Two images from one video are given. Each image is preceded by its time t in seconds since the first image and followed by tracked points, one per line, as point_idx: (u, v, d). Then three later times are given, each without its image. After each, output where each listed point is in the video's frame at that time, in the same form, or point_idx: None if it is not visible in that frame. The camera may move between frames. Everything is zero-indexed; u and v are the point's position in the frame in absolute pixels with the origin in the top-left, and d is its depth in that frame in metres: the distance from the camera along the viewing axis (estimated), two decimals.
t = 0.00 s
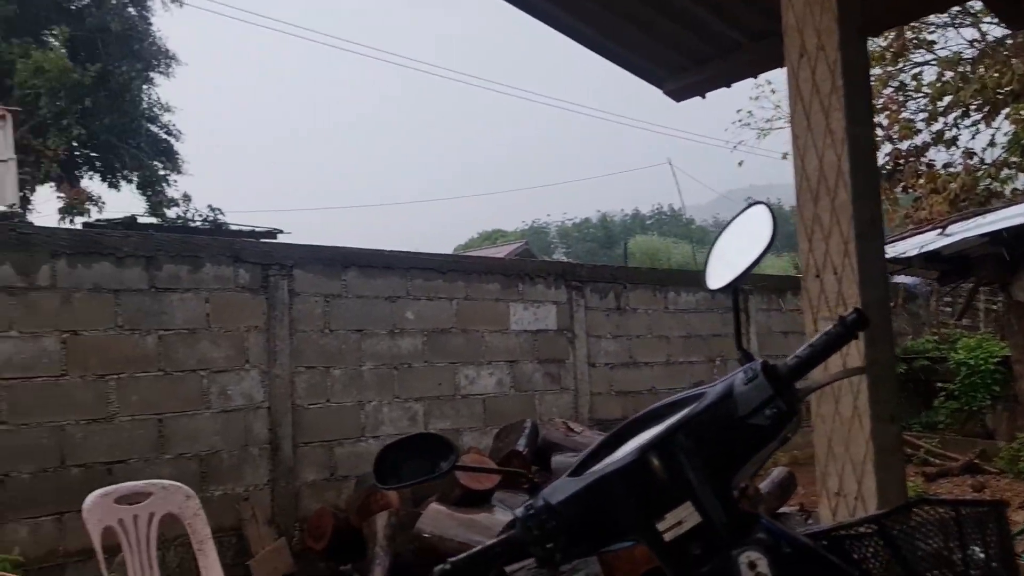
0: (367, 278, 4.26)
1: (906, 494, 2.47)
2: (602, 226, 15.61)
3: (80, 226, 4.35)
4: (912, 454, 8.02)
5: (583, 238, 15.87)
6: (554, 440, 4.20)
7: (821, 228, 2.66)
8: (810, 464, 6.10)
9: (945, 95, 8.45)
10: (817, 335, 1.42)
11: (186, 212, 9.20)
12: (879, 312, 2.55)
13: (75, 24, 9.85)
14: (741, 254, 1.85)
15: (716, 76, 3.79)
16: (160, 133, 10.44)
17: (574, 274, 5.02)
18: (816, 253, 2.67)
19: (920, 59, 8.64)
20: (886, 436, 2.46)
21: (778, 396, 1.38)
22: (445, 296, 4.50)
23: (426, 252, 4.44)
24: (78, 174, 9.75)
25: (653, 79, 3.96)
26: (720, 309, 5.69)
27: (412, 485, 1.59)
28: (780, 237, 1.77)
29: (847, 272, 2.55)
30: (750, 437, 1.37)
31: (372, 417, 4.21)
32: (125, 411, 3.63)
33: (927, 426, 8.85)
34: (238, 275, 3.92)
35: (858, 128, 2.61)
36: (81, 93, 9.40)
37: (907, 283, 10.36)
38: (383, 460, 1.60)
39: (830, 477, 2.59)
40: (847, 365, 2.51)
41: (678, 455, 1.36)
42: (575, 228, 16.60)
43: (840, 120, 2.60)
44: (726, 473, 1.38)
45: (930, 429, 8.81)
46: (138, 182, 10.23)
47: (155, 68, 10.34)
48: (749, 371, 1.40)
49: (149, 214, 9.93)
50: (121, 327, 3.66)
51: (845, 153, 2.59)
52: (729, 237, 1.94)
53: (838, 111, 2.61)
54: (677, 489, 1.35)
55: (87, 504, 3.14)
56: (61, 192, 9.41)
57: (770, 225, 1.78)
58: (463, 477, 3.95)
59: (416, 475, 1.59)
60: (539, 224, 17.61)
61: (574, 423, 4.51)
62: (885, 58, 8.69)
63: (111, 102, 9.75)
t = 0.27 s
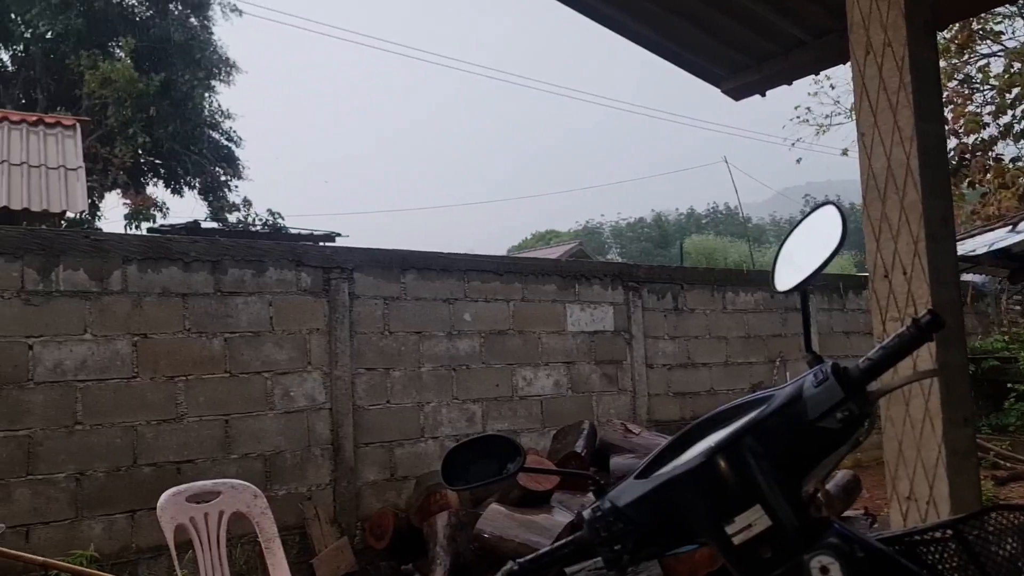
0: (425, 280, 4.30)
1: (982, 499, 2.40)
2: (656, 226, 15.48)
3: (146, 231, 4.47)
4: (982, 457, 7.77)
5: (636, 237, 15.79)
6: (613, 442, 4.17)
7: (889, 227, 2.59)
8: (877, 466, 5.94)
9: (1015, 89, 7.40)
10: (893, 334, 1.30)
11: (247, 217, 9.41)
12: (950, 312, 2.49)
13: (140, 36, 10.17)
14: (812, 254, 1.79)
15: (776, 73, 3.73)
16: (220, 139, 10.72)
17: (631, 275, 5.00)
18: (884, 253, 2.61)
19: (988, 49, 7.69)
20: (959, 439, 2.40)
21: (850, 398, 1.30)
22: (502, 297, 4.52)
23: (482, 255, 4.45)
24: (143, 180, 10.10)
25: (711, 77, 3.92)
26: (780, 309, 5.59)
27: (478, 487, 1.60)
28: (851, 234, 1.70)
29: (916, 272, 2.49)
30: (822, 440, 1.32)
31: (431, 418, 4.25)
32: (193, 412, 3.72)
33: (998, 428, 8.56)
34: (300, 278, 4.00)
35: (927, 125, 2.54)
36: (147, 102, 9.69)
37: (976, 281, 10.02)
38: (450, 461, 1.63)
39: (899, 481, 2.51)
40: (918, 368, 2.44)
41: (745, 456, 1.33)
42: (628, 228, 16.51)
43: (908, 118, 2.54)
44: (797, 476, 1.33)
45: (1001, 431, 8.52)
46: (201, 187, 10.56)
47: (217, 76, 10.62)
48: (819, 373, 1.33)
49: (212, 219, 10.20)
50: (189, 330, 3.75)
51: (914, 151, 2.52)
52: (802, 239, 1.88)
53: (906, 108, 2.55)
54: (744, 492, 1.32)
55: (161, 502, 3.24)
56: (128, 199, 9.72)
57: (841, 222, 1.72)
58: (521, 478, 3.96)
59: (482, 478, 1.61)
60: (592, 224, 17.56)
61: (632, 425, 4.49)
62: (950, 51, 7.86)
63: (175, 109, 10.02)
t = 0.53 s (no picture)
0: (453, 281, 4.32)
1: (1022, 501, 2.37)
2: (684, 225, 15.42)
3: (179, 233, 4.54)
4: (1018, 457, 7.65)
5: (663, 236, 15.76)
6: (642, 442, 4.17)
7: (923, 225, 2.56)
8: (910, 466, 5.87)
9: None
10: (930, 333, 1.28)
11: (277, 219, 9.55)
12: (987, 312, 2.46)
13: (172, 41, 10.34)
14: (843, 257, 1.77)
15: (806, 71, 3.70)
16: (250, 143, 10.91)
17: (659, 274, 4.99)
18: (918, 252, 2.58)
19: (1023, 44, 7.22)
20: (995, 440, 2.37)
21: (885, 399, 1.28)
22: (530, 297, 4.53)
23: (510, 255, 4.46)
24: (176, 183, 10.33)
25: (740, 76, 3.90)
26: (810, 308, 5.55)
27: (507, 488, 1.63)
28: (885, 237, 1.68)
29: (951, 271, 2.46)
30: (856, 441, 1.30)
31: (460, 418, 4.27)
32: (227, 412, 3.78)
33: None
34: (331, 279, 4.04)
35: (962, 122, 2.51)
36: (179, 106, 9.84)
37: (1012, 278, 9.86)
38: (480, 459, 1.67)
39: (935, 482, 2.49)
40: (953, 368, 2.41)
41: (779, 456, 1.32)
42: (655, 228, 16.47)
43: (942, 115, 2.51)
44: (831, 477, 1.31)
45: None
46: (234, 189, 10.84)
47: (246, 80, 10.75)
48: (854, 373, 1.31)
49: (243, 221, 10.36)
50: (222, 331, 3.80)
51: (948, 148, 2.49)
52: (833, 240, 1.86)
53: (940, 105, 2.52)
54: (777, 492, 1.31)
55: (197, 501, 3.29)
56: (161, 202, 9.89)
57: (874, 225, 1.70)
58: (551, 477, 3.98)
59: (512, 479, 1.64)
60: (619, 223, 17.53)
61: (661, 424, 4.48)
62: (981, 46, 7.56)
63: (206, 113, 10.21)
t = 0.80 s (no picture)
0: (483, 280, 4.32)
1: None
2: (714, 223, 15.30)
3: (212, 235, 4.59)
4: None
5: (693, 235, 15.67)
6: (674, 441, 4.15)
7: (961, 222, 2.52)
8: (947, 467, 5.77)
9: None
10: (967, 333, 1.27)
11: (307, 219, 9.59)
12: None
13: (204, 44, 10.46)
14: (881, 255, 1.74)
15: (840, 66, 3.66)
16: (281, 144, 10.93)
17: (689, 273, 4.95)
18: (956, 249, 2.54)
19: None
20: None
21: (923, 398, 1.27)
22: (560, 297, 4.52)
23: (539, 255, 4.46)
24: (208, 185, 10.41)
25: (772, 72, 3.86)
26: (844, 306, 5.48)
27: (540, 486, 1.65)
28: (924, 233, 1.64)
29: (990, 268, 2.42)
30: (894, 440, 1.29)
31: (490, 417, 4.27)
32: (260, 411, 3.82)
33: None
34: (362, 279, 4.06)
35: (1002, 117, 2.47)
36: (211, 109, 9.92)
37: None
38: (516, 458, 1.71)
39: (973, 481, 2.42)
40: (992, 366, 2.36)
41: (815, 456, 1.30)
42: (685, 226, 16.36)
43: (980, 110, 2.47)
44: (869, 477, 1.30)
45: None
46: (263, 191, 10.81)
47: (278, 82, 10.86)
48: (890, 372, 1.31)
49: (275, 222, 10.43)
50: (256, 331, 3.84)
51: (986, 144, 2.45)
52: (871, 239, 1.82)
53: (978, 100, 2.48)
54: (814, 492, 1.29)
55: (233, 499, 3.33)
56: (194, 203, 10.00)
57: (912, 221, 1.67)
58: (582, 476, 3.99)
59: (546, 477, 1.66)
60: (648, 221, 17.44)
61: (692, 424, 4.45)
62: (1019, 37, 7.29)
63: (238, 114, 10.27)
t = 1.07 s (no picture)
0: (516, 280, 4.33)
1: None
2: (747, 220, 15.19)
3: (248, 237, 4.65)
4: None
5: (725, 232, 15.56)
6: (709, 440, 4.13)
7: (1004, 219, 2.69)
8: (990, 466, 5.67)
9: None
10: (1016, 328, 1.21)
11: (340, 221, 9.67)
12: None
13: (238, 49, 10.60)
14: (922, 252, 1.71)
15: (877, 61, 3.61)
16: (314, 146, 11.05)
17: (724, 271, 4.92)
18: (998, 245, 2.71)
19: None
20: None
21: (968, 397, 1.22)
22: (594, 296, 4.52)
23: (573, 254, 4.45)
24: (244, 188, 10.53)
25: (807, 69, 3.82)
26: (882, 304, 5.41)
27: (580, 486, 1.67)
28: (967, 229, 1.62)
29: None
30: (938, 440, 1.24)
31: (524, 417, 4.28)
32: (298, 411, 3.86)
33: None
34: (397, 280, 4.09)
35: None
36: (245, 113, 10.02)
37: None
38: (554, 456, 1.72)
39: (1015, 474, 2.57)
40: None
41: (856, 455, 1.27)
42: (717, 224, 16.26)
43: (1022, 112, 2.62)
44: (912, 477, 1.26)
45: None
46: (297, 193, 10.92)
47: (310, 85, 10.97)
48: (933, 370, 1.25)
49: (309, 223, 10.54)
50: (292, 332, 3.89)
51: None
52: (912, 236, 1.79)
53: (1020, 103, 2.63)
54: (854, 493, 1.26)
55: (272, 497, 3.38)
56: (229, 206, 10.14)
57: (956, 218, 1.64)
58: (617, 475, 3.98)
59: (586, 476, 1.67)
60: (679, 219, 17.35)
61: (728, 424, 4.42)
62: None
63: (273, 118, 10.32)
